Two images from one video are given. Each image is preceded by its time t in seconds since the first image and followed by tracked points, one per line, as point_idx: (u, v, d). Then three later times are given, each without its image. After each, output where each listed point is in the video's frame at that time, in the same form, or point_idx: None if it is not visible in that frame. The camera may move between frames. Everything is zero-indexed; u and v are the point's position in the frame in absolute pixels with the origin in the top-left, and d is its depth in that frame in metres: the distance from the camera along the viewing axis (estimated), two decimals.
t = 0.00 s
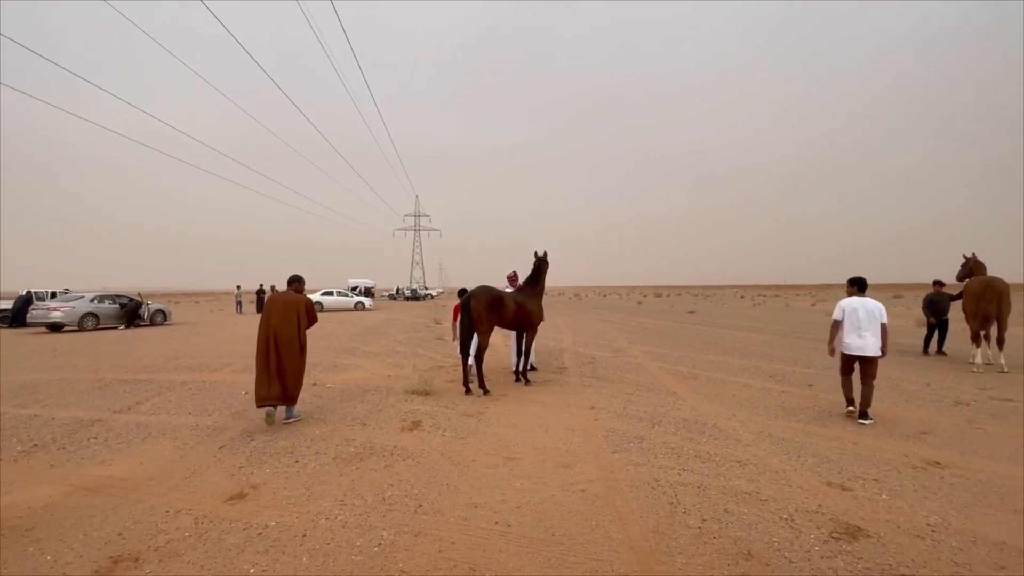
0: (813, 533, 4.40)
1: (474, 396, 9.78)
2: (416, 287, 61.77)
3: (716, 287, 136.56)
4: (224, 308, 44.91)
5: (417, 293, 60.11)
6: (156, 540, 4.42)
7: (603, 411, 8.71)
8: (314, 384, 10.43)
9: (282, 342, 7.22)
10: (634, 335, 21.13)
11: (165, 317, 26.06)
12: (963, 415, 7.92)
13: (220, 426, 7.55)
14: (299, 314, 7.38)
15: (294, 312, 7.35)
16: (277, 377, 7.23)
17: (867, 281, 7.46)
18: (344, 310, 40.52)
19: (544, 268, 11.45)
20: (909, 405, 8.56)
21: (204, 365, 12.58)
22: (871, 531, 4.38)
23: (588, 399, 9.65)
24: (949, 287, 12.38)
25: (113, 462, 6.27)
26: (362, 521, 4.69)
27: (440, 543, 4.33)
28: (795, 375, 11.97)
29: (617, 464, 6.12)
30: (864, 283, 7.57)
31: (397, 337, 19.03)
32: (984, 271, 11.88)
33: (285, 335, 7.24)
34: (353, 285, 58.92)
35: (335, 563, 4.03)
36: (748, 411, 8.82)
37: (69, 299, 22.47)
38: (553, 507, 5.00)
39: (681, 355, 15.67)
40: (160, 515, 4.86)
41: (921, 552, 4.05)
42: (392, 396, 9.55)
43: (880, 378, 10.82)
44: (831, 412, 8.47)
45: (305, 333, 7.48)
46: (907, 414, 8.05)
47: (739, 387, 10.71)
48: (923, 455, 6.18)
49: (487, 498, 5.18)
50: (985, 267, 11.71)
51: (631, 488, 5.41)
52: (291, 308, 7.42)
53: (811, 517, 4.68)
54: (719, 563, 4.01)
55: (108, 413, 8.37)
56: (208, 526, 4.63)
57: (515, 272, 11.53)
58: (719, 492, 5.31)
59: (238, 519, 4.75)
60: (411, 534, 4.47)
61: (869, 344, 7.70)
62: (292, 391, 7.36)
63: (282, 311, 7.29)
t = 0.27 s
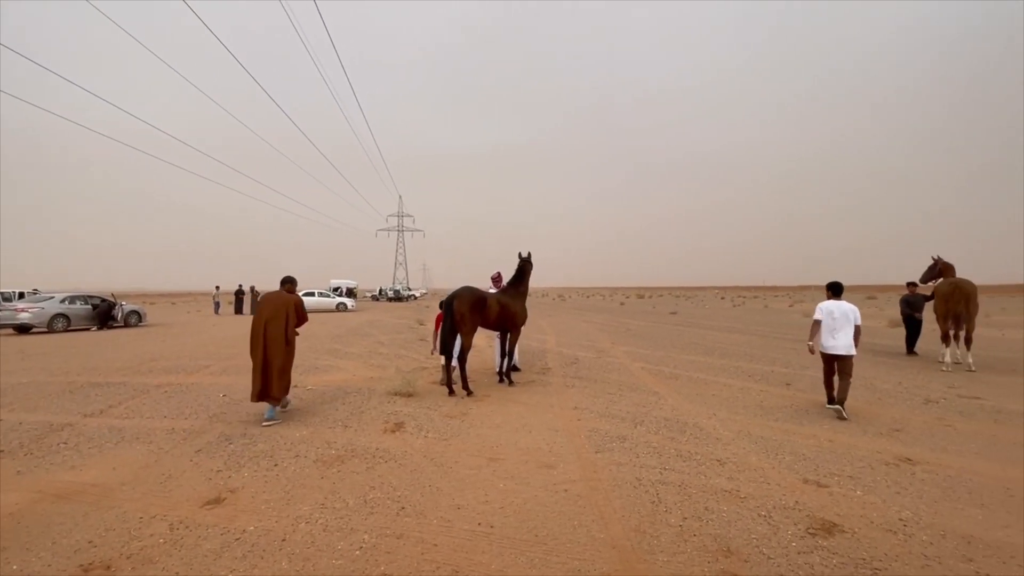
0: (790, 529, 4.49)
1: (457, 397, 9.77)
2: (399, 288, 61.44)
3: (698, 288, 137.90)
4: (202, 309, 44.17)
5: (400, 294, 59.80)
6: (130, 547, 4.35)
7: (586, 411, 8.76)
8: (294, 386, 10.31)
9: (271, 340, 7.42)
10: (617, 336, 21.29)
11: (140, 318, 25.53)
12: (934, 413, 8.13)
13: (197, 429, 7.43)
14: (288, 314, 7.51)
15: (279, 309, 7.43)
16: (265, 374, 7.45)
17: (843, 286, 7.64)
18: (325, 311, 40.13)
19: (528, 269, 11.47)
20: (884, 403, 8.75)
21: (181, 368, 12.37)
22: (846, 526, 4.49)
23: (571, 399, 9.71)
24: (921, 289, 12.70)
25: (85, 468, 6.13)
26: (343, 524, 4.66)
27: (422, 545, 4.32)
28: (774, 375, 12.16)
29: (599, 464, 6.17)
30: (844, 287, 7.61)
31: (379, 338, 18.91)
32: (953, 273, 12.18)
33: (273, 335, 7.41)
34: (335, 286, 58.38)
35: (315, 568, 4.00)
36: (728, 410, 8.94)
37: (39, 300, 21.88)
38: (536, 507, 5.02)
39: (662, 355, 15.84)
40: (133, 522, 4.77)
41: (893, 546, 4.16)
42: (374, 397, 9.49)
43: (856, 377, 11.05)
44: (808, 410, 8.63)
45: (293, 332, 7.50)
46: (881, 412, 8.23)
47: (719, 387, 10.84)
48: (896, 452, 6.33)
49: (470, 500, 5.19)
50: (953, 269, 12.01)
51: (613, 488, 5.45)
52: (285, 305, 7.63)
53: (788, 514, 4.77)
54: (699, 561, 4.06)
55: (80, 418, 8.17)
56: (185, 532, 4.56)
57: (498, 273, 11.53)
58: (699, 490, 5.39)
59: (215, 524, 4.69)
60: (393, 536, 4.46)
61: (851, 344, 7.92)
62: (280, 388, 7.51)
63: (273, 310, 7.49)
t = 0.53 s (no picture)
0: (748, 523, 4.63)
1: (424, 400, 9.71)
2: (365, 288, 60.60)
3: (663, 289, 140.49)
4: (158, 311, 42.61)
5: (366, 295, 58.99)
6: (76, 563, 4.18)
7: (553, 412, 8.83)
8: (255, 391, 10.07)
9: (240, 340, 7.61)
10: (584, 336, 21.51)
11: (90, 321, 24.45)
12: (883, 409, 8.50)
13: (152, 437, 7.18)
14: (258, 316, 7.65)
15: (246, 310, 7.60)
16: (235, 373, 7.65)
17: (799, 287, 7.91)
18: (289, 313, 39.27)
19: (496, 270, 11.49)
20: (837, 400, 9.11)
21: (135, 372, 11.92)
22: (800, 518, 4.66)
23: (538, 400, 9.77)
24: (869, 291, 13.28)
25: (29, 480, 5.86)
26: (306, 532, 4.58)
27: (387, 551, 4.29)
28: (735, 374, 12.49)
29: (565, 464, 6.24)
30: (801, 285, 7.77)
31: (345, 341, 18.62)
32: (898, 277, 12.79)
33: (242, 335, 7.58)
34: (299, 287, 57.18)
35: None
36: (691, 409, 9.15)
37: None
38: (502, 509, 5.04)
39: (628, 355, 16.09)
40: (80, 536, 4.58)
41: (843, 536, 4.34)
42: (338, 401, 9.35)
43: (812, 375, 11.47)
44: (766, 408, 8.91)
45: (259, 332, 7.56)
46: (834, 409, 8.56)
47: (683, 387, 11.09)
48: (847, 446, 6.61)
49: (437, 503, 5.17)
50: (897, 272, 12.62)
51: (579, 487, 5.52)
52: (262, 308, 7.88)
53: (746, 509, 4.92)
54: (661, 557, 4.15)
55: (23, 427, 7.79)
56: (139, 544, 4.42)
57: (467, 275, 11.53)
58: (662, 488, 5.50)
59: (169, 535, 4.55)
60: (357, 543, 4.41)
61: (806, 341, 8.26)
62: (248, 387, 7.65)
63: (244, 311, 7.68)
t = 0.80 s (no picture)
0: (687, 515, 4.80)
1: (371, 403, 9.54)
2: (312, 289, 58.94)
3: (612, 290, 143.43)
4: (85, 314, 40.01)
5: (313, 296, 57.39)
6: None
7: (503, 412, 8.86)
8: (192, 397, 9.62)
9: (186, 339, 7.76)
10: (535, 337, 21.69)
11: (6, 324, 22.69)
12: (814, 402, 9.00)
13: (74, 449, 6.75)
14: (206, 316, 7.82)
15: (192, 307, 7.83)
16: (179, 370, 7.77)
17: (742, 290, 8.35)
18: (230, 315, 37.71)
19: (448, 272, 11.42)
20: (773, 395, 9.57)
21: (57, 379, 11.15)
22: (736, 509, 4.87)
23: (488, 401, 9.78)
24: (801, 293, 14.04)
25: None
26: (243, 544, 4.42)
27: (330, 560, 4.20)
28: (679, 372, 12.90)
29: (514, 464, 6.28)
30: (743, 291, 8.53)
31: (290, 343, 18.05)
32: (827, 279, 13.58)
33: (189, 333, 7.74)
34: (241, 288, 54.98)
35: None
36: (637, 406, 9.39)
37: None
38: (450, 512, 5.02)
39: (578, 355, 16.35)
40: None
41: (774, 524, 4.56)
42: (281, 406, 9.06)
43: (750, 372, 12.00)
44: (708, 404, 9.26)
45: (202, 329, 7.75)
46: (770, 403, 9.00)
47: (630, 385, 11.37)
48: (780, 439, 6.96)
49: (383, 508, 5.10)
50: (826, 275, 13.38)
51: (527, 487, 5.57)
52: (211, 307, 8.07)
53: (686, 501, 5.10)
54: (605, 552, 4.25)
55: None
56: (58, 566, 4.15)
57: (419, 276, 11.41)
58: (608, 484, 5.63)
59: (89, 556, 4.30)
60: (298, 553, 4.29)
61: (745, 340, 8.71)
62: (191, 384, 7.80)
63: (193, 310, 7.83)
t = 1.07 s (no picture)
0: (609, 508, 4.95)
1: (292, 410, 9.14)
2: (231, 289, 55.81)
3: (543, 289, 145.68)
4: None
5: (233, 296, 54.35)
6: None
7: (432, 414, 8.76)
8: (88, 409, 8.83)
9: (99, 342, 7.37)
10: (468, 337, 21.65)
11: None
12: (728, 395, 9.54)
13: None
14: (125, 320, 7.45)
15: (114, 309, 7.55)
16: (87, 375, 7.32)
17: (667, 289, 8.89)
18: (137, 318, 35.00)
19: (378, 271, 11.13)
20: (692, 389, 10.07)
21: None
22: (654, 499, 5.07)
23: (417, 403, 9.64)
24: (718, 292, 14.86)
25: None
26: (142, 568, 4.11)
27: None
28: (606, 370, 13.28)
29: (442, 467, 6.22)
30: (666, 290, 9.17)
31: (206, 347, 17.00)
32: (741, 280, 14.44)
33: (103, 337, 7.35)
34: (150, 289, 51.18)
35: None
36: (565, 403, 9.58)
37: None
38: (373, 519, 4.90)
39: (509, 355, 16.47)
40: None
41: (688, 512, 4.79)
42: (191, 416, 8.49)
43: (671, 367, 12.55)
44: (632, 399, 9.59)
45: (118, 333, 7.36)
46: (688, 397, 9.45)
47: (559, 383, 11.58)
48: (696, 430, 7.31)
49: (302, 519, 4.90)
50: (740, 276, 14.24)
51: (454, 489, 5.53)
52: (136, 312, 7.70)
53: (609, 494, 5.25)
54: (529, 549, 4.29)
55: None
56: None
57: (348, 275, 11.06)
58: (534, 482, 5.69)
59: None
60: (205, 573, 4.04)
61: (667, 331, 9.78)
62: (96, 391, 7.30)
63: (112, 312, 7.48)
